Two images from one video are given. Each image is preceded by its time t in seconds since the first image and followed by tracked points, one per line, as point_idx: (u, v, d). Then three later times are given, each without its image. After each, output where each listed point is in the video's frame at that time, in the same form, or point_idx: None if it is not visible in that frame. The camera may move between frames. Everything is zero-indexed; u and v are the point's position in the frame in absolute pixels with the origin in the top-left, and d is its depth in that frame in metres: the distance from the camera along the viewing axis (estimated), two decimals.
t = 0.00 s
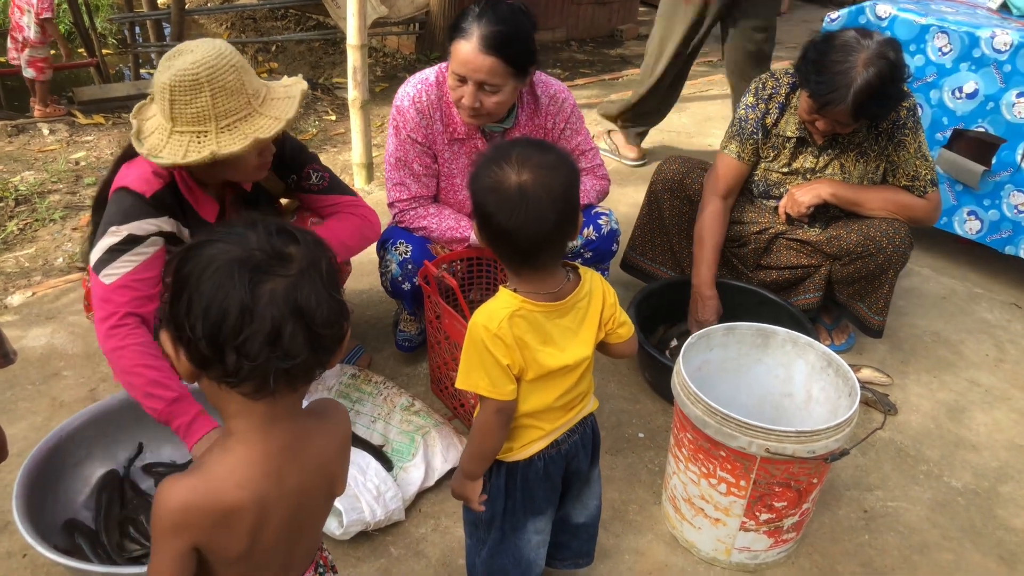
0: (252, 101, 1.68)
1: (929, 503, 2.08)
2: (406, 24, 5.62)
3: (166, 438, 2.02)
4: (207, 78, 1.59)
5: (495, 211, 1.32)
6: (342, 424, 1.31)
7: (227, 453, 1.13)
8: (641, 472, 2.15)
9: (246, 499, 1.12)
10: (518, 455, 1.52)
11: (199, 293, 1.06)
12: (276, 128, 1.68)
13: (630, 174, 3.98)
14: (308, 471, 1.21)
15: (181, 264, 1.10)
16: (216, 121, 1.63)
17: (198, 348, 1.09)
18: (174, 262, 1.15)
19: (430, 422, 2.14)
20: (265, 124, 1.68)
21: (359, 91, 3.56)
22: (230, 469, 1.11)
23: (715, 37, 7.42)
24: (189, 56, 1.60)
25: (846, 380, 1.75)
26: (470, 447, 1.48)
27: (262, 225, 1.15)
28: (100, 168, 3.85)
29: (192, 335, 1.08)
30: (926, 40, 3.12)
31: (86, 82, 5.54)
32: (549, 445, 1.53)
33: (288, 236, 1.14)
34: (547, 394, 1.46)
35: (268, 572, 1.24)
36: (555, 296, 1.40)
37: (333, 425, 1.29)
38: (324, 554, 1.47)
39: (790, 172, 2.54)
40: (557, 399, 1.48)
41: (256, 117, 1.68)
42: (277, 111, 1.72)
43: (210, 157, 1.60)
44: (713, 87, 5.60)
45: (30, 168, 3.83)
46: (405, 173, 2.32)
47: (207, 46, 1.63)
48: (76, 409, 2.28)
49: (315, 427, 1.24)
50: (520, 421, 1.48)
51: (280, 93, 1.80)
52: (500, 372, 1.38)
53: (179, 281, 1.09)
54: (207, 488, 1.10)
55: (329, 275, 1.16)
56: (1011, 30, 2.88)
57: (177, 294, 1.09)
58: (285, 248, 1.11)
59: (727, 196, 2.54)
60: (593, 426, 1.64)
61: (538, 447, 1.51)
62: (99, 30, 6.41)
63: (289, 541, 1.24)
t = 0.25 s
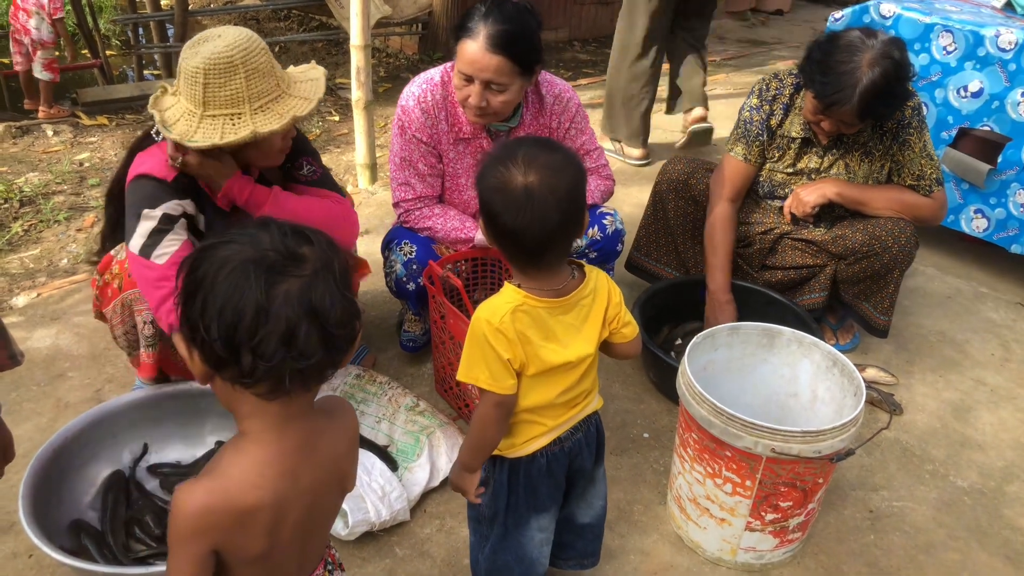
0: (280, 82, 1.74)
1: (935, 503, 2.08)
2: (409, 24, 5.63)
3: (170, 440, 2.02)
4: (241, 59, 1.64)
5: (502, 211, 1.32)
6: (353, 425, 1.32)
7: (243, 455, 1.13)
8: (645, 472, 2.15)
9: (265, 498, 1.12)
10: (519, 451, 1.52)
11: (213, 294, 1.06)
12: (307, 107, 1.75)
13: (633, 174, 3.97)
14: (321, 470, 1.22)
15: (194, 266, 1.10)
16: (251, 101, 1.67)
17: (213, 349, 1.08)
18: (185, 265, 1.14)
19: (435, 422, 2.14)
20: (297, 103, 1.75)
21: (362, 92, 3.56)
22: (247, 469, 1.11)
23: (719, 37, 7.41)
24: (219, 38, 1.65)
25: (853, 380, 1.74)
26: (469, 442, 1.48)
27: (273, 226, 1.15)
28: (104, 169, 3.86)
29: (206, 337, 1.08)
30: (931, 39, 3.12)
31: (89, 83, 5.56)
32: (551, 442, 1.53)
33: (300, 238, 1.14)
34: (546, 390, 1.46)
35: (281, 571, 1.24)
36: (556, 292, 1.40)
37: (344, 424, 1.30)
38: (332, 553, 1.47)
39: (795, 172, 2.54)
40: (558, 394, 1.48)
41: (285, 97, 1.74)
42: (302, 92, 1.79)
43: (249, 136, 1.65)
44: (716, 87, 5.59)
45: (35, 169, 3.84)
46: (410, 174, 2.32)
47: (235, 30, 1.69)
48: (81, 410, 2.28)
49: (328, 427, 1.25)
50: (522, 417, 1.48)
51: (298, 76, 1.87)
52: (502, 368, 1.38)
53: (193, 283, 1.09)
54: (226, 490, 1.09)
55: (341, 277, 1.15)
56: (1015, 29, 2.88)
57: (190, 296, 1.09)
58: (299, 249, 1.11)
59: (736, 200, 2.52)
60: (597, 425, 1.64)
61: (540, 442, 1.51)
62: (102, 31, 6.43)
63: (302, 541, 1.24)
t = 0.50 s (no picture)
0: (295, 80, 1.75)
1: (942, 501, 2.07)
2: (412, 24, 5.63)
3: (175, 440, 2.03)
4: (257, 55, 1.65)
5: (508, 210, 1.32)
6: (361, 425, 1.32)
7: (254, 456, 1.13)
8: (651, 471, 2.15)
9: (277, 500, 1.12)
10: (523, 446, 1.52)
11: (221, 297, 1.06)
12: (320, 105, 1.76)
13: (638, 173, 3.97)
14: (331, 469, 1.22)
15: (200, 269, 1.10)
16: (266, 96, 1.68)
17: (221, 351, 1.08)
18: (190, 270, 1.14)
19: (440, 422, 2.14)
20: (311, 101, 1.76)
21: (366, 92, 3.56)
22: (259, 471, 1.11)
23: (722, 36, 7.39)
24: (236, 33, 1.65)
25: (859, 379, 1.74)
26: (473, 439, 1.48)
27: (279, 228, 1.15)
28: (109, 170, 3.86)
29: (214, 341, 1.08)
30: (936, 37, 3.11)
31: (94, 84, 5.57)
32: (554, 437, 1.53)
33: (304, 239, 1.14)
34: (550, 385, 1.46)
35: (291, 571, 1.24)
36: (560, 288, 1.40)
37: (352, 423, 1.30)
38: (340, 551, 1.48)
39: (801, 172, 2.54)
40: (562, 390, 1.47)
41: (300, 94, 1.75)
42: (316, 90, 1.80)
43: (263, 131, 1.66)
44: (721, 85, 5.58)
45: (40, 170, 3.85)
46: (416, 173, 2.32)
47: (252, 25, 1.69)
48: (88, 411, 2.29)
49: (336, 426, 1.25)
50: (526, 413, 1.48)
51: (312, 74, 1.88)
52: (507, 365, 1.37)
53: (199, 288, 1.09)
54: (239, 492, 1.09)
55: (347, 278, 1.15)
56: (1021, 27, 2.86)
57: (197, 301, 1.09)
58: (305, 250, 1.12)
59: (744, 200, 2.52)
60: (600, 421, 1.64)
61: (544, 438, 1.51)
62: (107, 32, 6.45)
63: (314, 539, 1.24)
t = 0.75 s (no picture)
0: (304, 84, 1.75)
1: (947, 500, 2.07)
2: (414, 24, 5.63)
3: (178, 440, 2.03)
4: (266, 58, 1.65)
5: (505, 207, 1.32)
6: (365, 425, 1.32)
7: (255, 456, 1.13)
8: (655, 470, 2.14)
9: (277, 500, 1.12)
10: (522, 446, 1.52)
11: (221, 299, 1.06)
12: (329, 111, 1.75)
13: (640, 171, 3.97)
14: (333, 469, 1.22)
15: (199, 271, 1.10)
16: (274, 100, 1.67)
17: (221, 354, 1.08)
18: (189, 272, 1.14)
19: (444, 421, 2.14)
20: (320, 106, 1.75)
21: (368, 92, 3.56)
22: (259, 471, 1.11)
23: (724, 34, 7.38)
24: (246, 35, 1.65)
25: (863, 378, 1.74)
26: (473, 438, 1.48)
27: (277, 229, 1.14)
28: (111, 171, 3.87)
29: (213, 343, 1.08)
30: (939, 34, 3.10)
31: (95, 84, 5.58)
32: (554, 437, 1.52)
33: (303, 240, 1.13)
34: (549, 385, 1.46)
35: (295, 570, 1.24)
36: (559, 287, 1.40)
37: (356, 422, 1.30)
38: (344, 551, 1.47)
39: (807, 171, 2.53)
40: (560, 390, 1.47)
41: (309, 99, 1.74)
42: (326, 95, 1.80)
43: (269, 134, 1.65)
44: (723, 84, 5.57)
45: (42, 170, 3.85)
46: (419, 173, 2.32)
47: (263, 29, 1.69)
48: (91, 411, 2.29)
49: (339, 426, 1.24)
50: (524, 412, 1.48)
51: (324, 78, 1.87)
52: (505, 364, 1.37)
53: (198, 290, 1.09)
54: (238, 492, 1.09)
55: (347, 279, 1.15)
56: None
57: (196, 303, 1.09)
58: (304, 251, 1.12)
59: (744, 197, 2.52)
60: (600, 420, 1.64)
61: (544, 437, 1.51)
62: (108, 32, 6.46)
63: (317, 538, 1.24)
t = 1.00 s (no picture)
0: (299, 91, 1.72)
1: (945, 497, 2.07)
2: (410, 22, 5.62)
3: (176, 440, 2.03)
4: (259, 63, 1.65)
5: (489, 206, 1.32)
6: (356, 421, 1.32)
7: (243, 455, 1.12)
8: (653, 469, 2.14)
9: (265, 497, 1.11)
10: (517, 447, 1.51)
11: (195, 310, 1.05)
12: (322, 118, 1.71)
13: (637, 170, 3.96)
14: (323, 465, 1.21)
15: (177, 276, 1.08)
16: (267, 105, 1.66)
17: (199, 360, 1.09)
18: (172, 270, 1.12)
19: (442, 420, 2.14)
20: (313, 113, 1.72)
21: (365, 91, 3.55)
22: (245, 469, 1.11)
23: (720, 32, 7.38)
24: (241, 41, 1.66)
25: (862, 375, 1.73)
26: (464, 439, 1.48)
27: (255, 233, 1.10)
28: (107, 171, 3.85)
29: (193, 349, 1.08)
30: (936, 32, 3.11)
31: (91, 83, 5.56)
32: (546, 438, 1.52)
33: (279, 245, 1.08)
34: (540, 387, 1.45)
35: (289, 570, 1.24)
36: (547, 289, 1.39)
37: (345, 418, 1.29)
38: (341, 551, 1.47)
39: (811, 169, 2.52)
40: (551, 392, 1.46)
41: (303, 106, 1.72)
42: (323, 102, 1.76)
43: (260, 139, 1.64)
44: (720, 82, 5.57)
45: (38, 170, 3.84)
46: (416, 172, 2.32)
47: (259, 34, 1.69)
48: (87, 412, 2.28)
49: (328, 423, 1.24)
50: (516, 414, 1.48)
51: (326, 86, 1.84)
52: (493, 366, 1.37)
53: (176, 296, 1.07)
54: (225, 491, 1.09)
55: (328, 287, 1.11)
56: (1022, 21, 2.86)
57: (175, 308, 1.08)
58: (275, 261, 1.06)
59: (744, 193, 2.51)
60: (595, 420, 1.64)
61: (537, 438, 1.50)
62: (104, 32, 6.44)
63: (309, 538, 1.24)
